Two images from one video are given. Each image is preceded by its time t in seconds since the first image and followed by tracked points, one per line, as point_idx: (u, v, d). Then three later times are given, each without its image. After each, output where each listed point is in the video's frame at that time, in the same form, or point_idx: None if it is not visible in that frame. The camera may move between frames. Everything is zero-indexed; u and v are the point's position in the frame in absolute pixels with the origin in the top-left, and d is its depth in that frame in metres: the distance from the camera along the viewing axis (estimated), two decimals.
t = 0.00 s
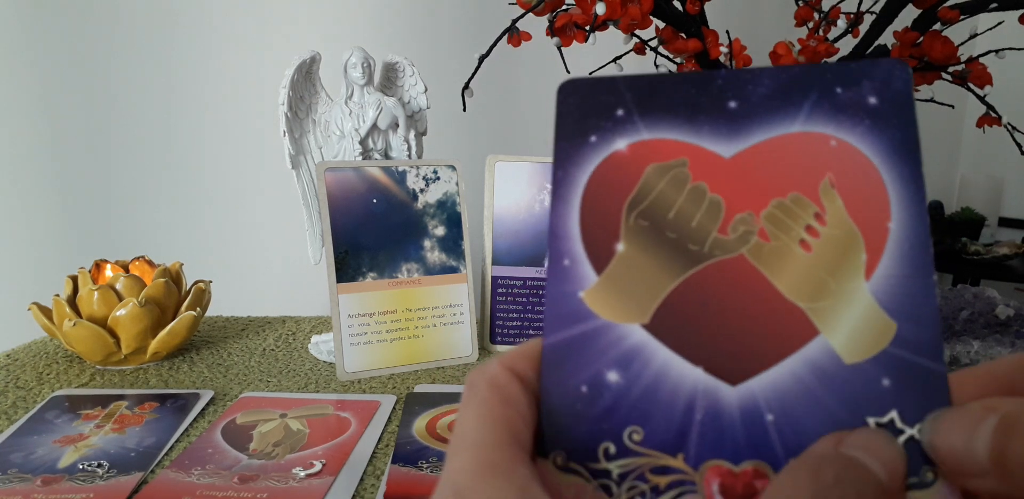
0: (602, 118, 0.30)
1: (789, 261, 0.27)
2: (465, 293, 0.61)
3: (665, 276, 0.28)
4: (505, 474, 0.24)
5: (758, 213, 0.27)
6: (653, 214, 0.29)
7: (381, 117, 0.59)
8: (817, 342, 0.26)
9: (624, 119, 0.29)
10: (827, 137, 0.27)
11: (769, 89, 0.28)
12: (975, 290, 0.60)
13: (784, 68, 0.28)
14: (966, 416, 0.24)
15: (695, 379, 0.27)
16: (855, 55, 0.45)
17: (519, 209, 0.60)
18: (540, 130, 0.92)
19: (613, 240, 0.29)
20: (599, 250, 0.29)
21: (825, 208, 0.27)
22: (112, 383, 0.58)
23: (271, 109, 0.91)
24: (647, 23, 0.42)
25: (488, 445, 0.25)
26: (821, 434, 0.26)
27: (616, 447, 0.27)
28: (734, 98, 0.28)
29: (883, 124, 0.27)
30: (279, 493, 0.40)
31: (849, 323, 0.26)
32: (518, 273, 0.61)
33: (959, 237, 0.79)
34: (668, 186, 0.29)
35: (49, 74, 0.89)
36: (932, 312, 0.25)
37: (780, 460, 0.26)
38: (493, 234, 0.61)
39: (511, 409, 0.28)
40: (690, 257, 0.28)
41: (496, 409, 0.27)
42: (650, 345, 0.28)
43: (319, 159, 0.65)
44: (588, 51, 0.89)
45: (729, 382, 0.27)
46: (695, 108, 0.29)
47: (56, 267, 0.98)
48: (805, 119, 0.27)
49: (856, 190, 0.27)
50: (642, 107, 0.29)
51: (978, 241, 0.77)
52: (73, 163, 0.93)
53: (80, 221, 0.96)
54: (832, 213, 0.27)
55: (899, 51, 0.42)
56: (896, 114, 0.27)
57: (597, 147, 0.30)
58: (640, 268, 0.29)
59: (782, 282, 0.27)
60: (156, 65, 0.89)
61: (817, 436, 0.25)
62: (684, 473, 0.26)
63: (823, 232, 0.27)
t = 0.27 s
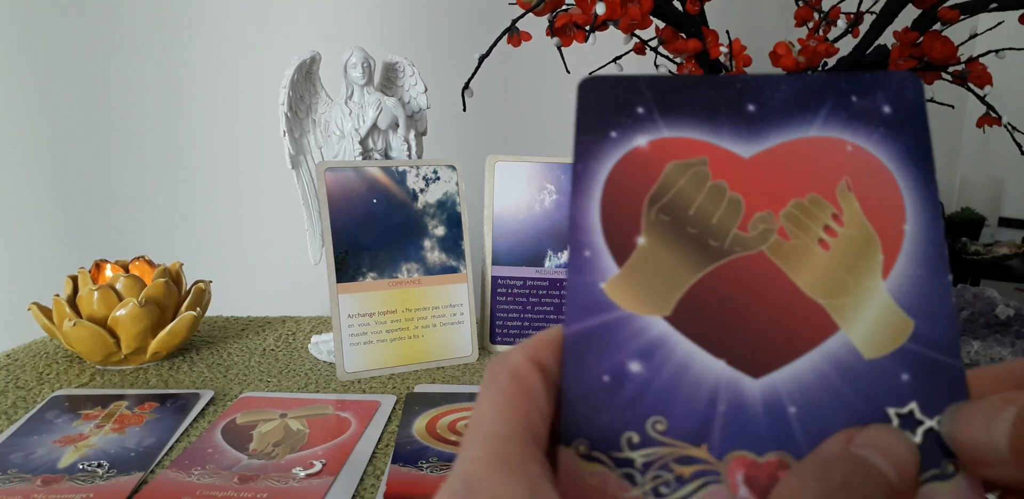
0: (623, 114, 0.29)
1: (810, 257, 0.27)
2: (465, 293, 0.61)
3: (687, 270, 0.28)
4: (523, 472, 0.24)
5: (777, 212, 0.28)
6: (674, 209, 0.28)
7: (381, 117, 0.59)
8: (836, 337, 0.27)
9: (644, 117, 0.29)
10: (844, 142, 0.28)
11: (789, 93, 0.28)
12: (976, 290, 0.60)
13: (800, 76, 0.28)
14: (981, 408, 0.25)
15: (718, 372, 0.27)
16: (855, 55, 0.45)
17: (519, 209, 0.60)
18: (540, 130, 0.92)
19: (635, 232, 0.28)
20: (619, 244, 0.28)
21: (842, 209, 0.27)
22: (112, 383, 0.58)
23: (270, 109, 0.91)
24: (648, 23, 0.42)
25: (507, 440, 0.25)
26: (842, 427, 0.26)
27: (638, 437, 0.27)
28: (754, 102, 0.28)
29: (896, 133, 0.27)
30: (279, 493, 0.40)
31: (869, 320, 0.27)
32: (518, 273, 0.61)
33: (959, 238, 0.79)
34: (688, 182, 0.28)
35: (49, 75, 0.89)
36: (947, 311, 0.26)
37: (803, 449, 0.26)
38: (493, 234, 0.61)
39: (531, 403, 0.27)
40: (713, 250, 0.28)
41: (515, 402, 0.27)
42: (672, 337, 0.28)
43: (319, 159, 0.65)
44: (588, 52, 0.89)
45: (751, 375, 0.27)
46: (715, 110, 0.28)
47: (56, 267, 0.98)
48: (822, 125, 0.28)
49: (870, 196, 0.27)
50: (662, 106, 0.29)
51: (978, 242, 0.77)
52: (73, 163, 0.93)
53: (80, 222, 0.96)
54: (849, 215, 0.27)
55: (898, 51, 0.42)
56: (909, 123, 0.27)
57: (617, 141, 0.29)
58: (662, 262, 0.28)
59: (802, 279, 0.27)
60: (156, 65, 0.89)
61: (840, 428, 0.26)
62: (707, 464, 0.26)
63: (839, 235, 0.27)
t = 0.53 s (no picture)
0: (657, 114, 0.29)
1: (839, 239, 0.26)
2: (465, 293, 0.61)
3: (713, 255, 0.27)
4: (495, 479, 0.23)
5: (807, 198, 0.26)
6: (704, 198, 0.28)
7: (381, 117, 0.59)
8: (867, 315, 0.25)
9: (677, 116, 0.29)
10: (874, 132, 0.26)
11: (819, 88, 0.27)
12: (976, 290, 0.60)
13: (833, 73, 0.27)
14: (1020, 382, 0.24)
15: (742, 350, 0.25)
16: (855, 55, 0.45)
17: (519, 210, 0.60)
18: (540, 130, 0.92)
19: (664, 222, 0.28)
20: (649, 229, 0.28)
21: (871, 194, 0.26)
22: (112, 383, 0.58)
23: (269, 109, 0.91)
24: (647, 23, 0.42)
25: (488, 447, 0.25)
26: (869, 400, 0.24)
27: (663, 409, 0.26)
28: (785, 97, 0.27)
29: (929, 122, 0.26)
30: (279, 493, 0.40)
31: (901, 300, 0.25)
32: (518, 273, 0.61)
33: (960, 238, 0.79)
34: (716, 172, 0.28)
35: (48, 74, 0.89)
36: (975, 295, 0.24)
37: (831, 424, 0.24)
38: (493, 235, 0.61)
39: (520, 411, 0.27)
40: (740, 238, 0.27)
41: (503, 410, 0.27)
42: (699, 318, 0.27)
43: (319, 159, 0.65)
44: (588, 52, 0.89)
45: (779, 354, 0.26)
46: (747, 106, 0.28)
47: (56, 266, 0.98)
48: (854, 115, 0.26)
49: (903, 176, 0.26)
50: (695, 106, 0.28)
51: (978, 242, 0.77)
52: (73, 163, 0.93)
53: (80, 221, 0.96)
54: (879, 199, 0.26)
55: (898, 51, 0.42)
56: (947, 115, 0.26)
57: (650, 139, 0.29)
58: (690, 247, 0.28)
59: (828, 261, 0.26)
60: (156, 65, 0.89)
61: (867, 404, 0.24)
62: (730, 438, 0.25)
63: (869, 218, 0.26)
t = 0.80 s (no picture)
0: (667, 54, 0.28)
1: (856, 196, 0.27)
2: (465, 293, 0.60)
3: (731, 215, 0.28)
4: (306, 480, 0.22)
5: (825, 148, 0.28)
6: (720, 151, 0.28)
7: (381, 117, 0.59)
8: (882, 275, 0.27)
9: (689, 56, 0.28)
10: (897, 74, 0.27)
11: (839, 28, 0.28)
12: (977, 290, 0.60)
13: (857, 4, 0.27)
14: None
15: (762, 315, 0.27)
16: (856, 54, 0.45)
17: (519, 210, 0.60)
18: (540, 130, 0.92)
19: (679, 178, 0.28)
20: (663, 186, 0.28)
21: (893, 144, 0.27)
22: (112, 383, 0.58)
23: (269, 110, 0.91)
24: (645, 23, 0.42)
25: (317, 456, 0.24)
26: (885, 370, 0.26)
27: (678, 382, 0.27)
28: (803, 34, 0.28)
29: (954, 59, 0.27)
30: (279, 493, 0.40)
31: (913, 263, 0.27)
32: (518, 273, 0.61)
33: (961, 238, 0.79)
34: (734, 120, 0.28)
35: (48, 75, 0.89)
36: (997, 246, 0.26)
37: (846, 393, 0.26)
38: (493, 234, 0.61)
39: (360, 411, 0.26)
40: (760, 192, 0.28)
41: (338, 410, 0.26)
42: (715, 283, 0.28)
43: (319, 159, 0.65)
44: (588, 51, 0.89)
45: (794, 317, 0.27)
46: (763, 46, 0.28)
47: (56, 267, 0.98)
48: (875, 54, 0.27)
49: (923, 123, 0.27)
50: (708, 43, 0.28)
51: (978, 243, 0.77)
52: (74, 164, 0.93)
53: (80, 221, 0.96)
54: (899, 148, 0.27)
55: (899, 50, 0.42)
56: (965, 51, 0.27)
57: (662, 83, 0.28)
58: (705, 208, 0.28)
59: (845, 217, 0.27)
60: (156, 65, 0.89)
61: (882, 371, 0.26)
62: (747, 408, 0.26)
63: (889, 170, 0.27)
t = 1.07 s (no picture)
0: (655, 79, 0.29)
1: (845, 220, 0.27)
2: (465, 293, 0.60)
3: (721, 238, 0.28)
4: (277, 459, 0.23)
5: (813, 172, 0.27)
6: (707, 175, 0.28)
7: (381, 117, 0.59)
8: (871, 299, 0.27)
9: (676, 81, 0.28)
10: (880, 97, 0.27)
11: (823, 51, 0.27)
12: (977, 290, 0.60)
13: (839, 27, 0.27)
14: None
15: (753, 338, 0.27)
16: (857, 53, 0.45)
17: (519, 210, 0.60)
18: (540, 130, 0.92)
19: (668, 202, 0.28)
20: (653, 211, 0.28)
21: (879, 168, 0.27)
22: (111, 383, 0.58)
23: (269, 109, 0.91)
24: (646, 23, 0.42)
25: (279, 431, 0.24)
26: (875, 391, 0.26)
27: (672, 405, 0.27)
28: (788, 58, 0.28)
29: (937, 83, 0.26)
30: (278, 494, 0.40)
31: (903, 286, 0.26)
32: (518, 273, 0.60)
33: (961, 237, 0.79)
34: (722, 146, 0.28)
35: (46, 74, 0.88)
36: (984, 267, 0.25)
37: (838, 415, 0.26)
38: (493, 234, 0.61)
39: (329, 387, 0.27)
40: (748, 216, 0.28)
41: (307, 385, 0.26)
42: (705, 305, 0.27)
43: (318, 158, 0.65)
44: (588, 52, 0.89)
45: (785, 341, 0.27)
46: (748, 71, 0.28)
47: (55, 266, 0.98)
48: (859, 77, 0.27)
49: (908, 146, 0.27)
50: (694, 68, 0.28)
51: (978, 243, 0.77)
52: (73, 163, 0.93)
53: (79, 221, 0.96)
54: (886, 171, 0.27)
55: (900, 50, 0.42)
56: (949, 70, 0.26)
57: (649, 109, 0.29)
58: (696, 230, 0.28)
59: (835, 242, 0.27)
60: (156, 65, 0.89)
61: (872, 392, 0.26)
62: (740, 431, 0.26)
63: (876, 193, 0.27)
